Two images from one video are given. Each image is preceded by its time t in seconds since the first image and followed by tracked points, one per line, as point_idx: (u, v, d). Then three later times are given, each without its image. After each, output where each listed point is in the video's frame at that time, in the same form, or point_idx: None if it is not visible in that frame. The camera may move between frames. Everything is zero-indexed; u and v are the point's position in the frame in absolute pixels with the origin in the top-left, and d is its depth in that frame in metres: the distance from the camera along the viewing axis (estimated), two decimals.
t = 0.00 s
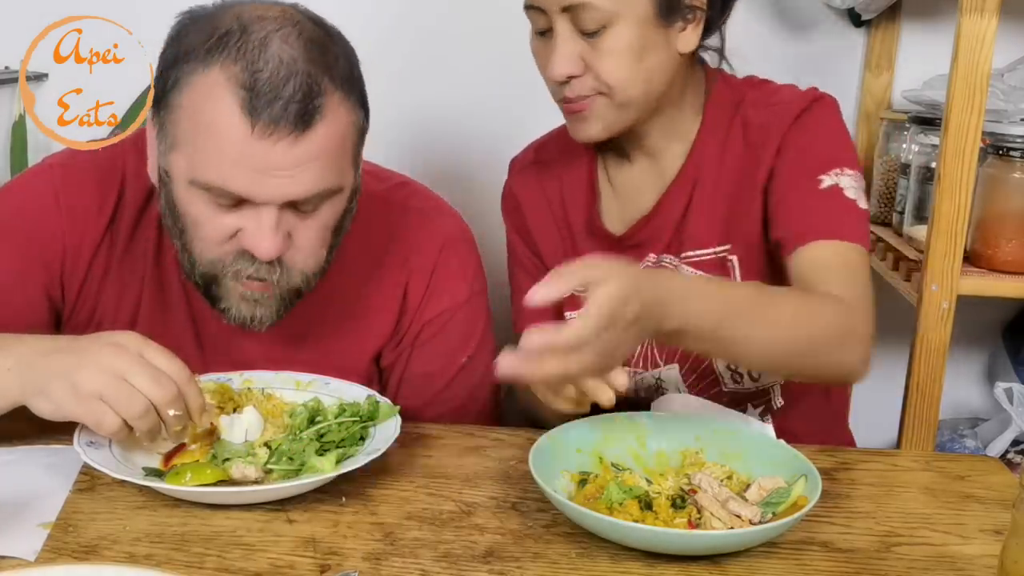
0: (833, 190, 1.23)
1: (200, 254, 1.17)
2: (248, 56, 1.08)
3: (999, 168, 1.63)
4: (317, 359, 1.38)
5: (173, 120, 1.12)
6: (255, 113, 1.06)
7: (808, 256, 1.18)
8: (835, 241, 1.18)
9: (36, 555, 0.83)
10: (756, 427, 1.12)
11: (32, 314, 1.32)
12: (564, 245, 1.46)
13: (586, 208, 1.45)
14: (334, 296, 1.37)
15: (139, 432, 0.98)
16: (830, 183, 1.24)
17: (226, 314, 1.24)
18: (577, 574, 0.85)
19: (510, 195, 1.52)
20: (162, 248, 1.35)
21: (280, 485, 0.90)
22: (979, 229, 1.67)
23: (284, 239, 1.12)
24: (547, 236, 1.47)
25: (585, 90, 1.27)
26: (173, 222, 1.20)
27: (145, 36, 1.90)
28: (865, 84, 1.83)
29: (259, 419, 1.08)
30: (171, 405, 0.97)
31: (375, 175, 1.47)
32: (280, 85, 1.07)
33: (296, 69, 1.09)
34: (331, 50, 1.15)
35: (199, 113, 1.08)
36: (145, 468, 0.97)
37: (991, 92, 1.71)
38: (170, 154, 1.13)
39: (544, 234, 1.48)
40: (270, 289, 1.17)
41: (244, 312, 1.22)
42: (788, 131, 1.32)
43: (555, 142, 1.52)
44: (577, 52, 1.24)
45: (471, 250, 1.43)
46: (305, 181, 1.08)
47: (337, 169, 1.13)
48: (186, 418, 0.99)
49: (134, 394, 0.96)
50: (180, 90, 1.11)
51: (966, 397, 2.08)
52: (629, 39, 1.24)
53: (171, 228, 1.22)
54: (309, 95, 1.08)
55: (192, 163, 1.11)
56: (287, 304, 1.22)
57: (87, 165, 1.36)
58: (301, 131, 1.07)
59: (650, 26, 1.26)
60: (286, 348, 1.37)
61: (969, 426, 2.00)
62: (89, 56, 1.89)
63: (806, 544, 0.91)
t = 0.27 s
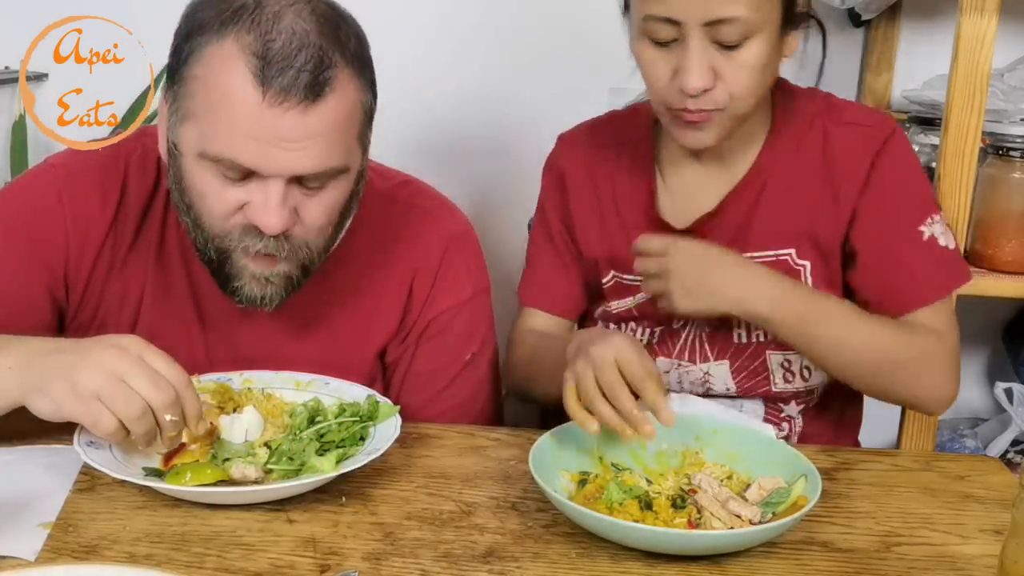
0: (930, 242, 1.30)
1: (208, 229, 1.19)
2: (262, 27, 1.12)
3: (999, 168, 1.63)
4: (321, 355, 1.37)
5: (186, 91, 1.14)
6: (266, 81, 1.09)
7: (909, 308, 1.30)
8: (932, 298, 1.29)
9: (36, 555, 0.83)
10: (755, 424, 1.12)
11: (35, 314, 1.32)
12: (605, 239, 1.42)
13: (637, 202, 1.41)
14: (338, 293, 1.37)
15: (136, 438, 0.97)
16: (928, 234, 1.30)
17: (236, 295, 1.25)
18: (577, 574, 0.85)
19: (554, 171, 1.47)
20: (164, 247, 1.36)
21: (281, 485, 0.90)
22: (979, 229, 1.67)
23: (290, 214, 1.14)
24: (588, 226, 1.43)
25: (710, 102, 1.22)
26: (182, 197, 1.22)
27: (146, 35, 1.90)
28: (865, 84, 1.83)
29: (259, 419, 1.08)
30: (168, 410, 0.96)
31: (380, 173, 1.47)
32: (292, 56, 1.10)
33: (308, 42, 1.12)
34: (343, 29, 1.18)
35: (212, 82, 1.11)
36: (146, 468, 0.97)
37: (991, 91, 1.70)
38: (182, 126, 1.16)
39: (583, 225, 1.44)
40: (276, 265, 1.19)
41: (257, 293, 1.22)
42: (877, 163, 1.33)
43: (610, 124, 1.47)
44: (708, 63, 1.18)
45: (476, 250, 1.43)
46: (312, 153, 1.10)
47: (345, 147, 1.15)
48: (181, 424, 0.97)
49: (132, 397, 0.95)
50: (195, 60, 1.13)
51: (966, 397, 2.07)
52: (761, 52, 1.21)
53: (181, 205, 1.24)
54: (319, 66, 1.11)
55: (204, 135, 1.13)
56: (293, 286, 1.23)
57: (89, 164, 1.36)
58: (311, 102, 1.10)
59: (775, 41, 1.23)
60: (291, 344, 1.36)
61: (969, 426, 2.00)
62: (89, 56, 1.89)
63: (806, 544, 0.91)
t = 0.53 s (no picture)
0: (940, 270, 1.30)
1: (205, 221, 1.20)
2: (257, 18, 1.12)
3: (999, 168, 1.62)
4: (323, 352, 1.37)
5: (184, 83, 1.15)
6: (260, 71, 1.09)
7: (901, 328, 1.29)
8: (928, 324, 1.28)
9: (36, 555, 0.83)
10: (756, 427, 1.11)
11: (37, 312, 1.32)
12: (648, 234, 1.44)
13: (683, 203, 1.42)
14: (341, 290, 1.37)
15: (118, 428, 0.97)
16: (940, 262, 1.31)
17: (230, 285, 1.25)
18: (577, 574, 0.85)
19: (604, 159, 1.48)
20: (166, 246, 1.35)
21: (282, 485, 0.90)
22: (979, 229, 1.67)
23: (285, 206, 1.14)
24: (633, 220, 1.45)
25: (792, 130, 1.23)
26: (181, 189, 1.22)
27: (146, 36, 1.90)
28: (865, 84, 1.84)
29: (259, 419, 1.08)
30: (150, 400, 0.95)
31: (383, 172, 1.47)
32: (287, 46, 1.11)
33: (303, 32, 1.12)
34: (340, 21, 1.18)
35: (208, 73, 1.12)
36: (145, 468, 0.97)
37: (991, 91, 1.71)
38: (180, 118, 1.16)
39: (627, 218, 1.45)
40: (272, 257, 1.19)
41: (250, 282, 1.23)
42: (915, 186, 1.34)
43: (666, 121, 1.49)
44: (793, 89, 1.20)
45: (479, 250, 1.43)
46: (306, 144, 1.11)
47: (341, 140, 1.15)
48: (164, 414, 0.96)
49: (115, 387, 0.95)
50: (193, 51, 1.14)
51: (966, 397, 2.07)
52: (844, 86, 1.23)
53: (180, 197, 1.24)
54: (313, 57, 1.11)
55: (200, 126, 1.13)
56: (289, 277, 1.24)
57: (92, 162, 1.35)
58: (305, 92, 1.10)
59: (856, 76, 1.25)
60: (294, 340, 1.36)
61: (969, 426, 2.00)
62: (89, 56, 1.90)
63: (806, 544, 0.91)
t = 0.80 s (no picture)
0: (953, 289, 1.29)
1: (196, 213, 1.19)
2: (247, 8, 1.13)
3: (999, 168, 1.64)
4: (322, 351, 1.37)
5: (175, 73, 1.15)
6: (249, 61, 1.10)
7: (910, 342, 1.27)
8: (936, 342, 1.27)
9: (36, 555, 0.83)
10: (755, 426, 1.10)
11: (36, 309, 1.32)
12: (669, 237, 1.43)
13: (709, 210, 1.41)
14: (340, 288, 1.37)
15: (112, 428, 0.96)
16: (954, 281, 1.29)
17: (228, 280, 1.26)
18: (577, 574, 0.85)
19: (632, 158, 1.46)
20: (165, 246, 1.35)
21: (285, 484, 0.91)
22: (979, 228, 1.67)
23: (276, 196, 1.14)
24: (657, 221, 1.44)
25: (836, 152, 1.20)
26: (174, 179, 1.22)
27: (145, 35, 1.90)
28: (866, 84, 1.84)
29: (259, 419, 1.08)
30: (145, 401, 0.95)
31: (383, 170, 1.47)
32: (275, 35, 1.11)
33: (292, 23, 1.13)
34: (331, 12, 1.18)
35: (199, 63, 1.12)
36: (145, 468, 0.97)
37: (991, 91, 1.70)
38: (172, 108, 1.17)
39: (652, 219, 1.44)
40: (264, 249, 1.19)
41: (247, 279, 1.24)
42: (939, 203, 1.33)
43: (695, 125, 1.48)
44: (841, 114, 1.16)
45: (476, 250, 1.44)
46: (295, 133, 1.11)
47: (331, 130, 1.15)
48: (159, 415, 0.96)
49: (111, 387, 0.94)
50: (183, 42, 1.14)
51: (966, 397, 2.07)
52: (892, 112, 1.20)
53: (175, 189, 1.23)
54: (302, 47, 1.12)
55: (191, 116, 1.14)
56: (281, 269, 1.23)
57: (92, 163, 1.36)
58: (293, 81, 1.11)
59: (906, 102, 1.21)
60: (293, 338, 1.36)
61: (969, 426, 2.00)
62: (89, 56, 1.90)
63: (806, 544, 0.91)
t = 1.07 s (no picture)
0: (956, 294, 1.24)
1: (193, 197, 1.20)
2: None
3: (999, 168, 1.64)
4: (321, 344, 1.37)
5: (175, 60, 1.17)
6: (246, 44, 1.11)
7: (910, 349, 1.24)
8: (936, 349, 1.23)
9: (36, 555, 0.83)
10: (754, 427, 1.11)
11: (37, 306, 1.31)
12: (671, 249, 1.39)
13: (715, 223, 1.37)
14: (338, 284, 1.37)
15: (125, 436, 0.96)
16: (957, 286, 1.25)
17: (222, 255, 1.23)
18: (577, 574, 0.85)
19: (639, 165, 1.41)
20: (167, 243, 1.35)
21: (283, 484, 0.90)
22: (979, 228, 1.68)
23: (273, 177, 1.16)
24: (658, 231, 1.39)
25: (854, 180, 1.13)
26: (174, 166, 1.23)
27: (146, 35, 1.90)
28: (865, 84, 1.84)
29: (259, 419, 1.08)
30: (155, 408, 0.95)
31: (383, 168, 1.47)
32: (272, 20, 1.14)
33: (289, 9, 1.15)
34: None
35: (198, 48, 1.14)
36: (146, 468, 0.97)
37: (991, 91, 1.70)
38: (173, 93, 1.18)
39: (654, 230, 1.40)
40: (262, 233, 1.19)
41: (241, 251, 1.21)
42: (945, 208, 1.28)
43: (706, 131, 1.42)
44: (861, 141, 1.08)
45: (474, 245, 1.44)
46: (292, 116, 1.13)
47: (327, 114, 1.17)
48: (170, 422, 0.97)
49: (121, 396, 0.94)
50: (183, 29, 1.16)
51: (966, 397, 2.07)
52: (913, 140, 1.12)
53: (175, 174, 1.24)
54: (298, 31, 1.14)
55: (191, 101, 1.15)
56: (279, 254, 1.24)
57: (91, 164, 1.36)
58: (289, 65, 1.12)
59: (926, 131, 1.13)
60: (291, 331, 1.36)
61: (969, 426, 2.00)
62: (89, 56, 1.90)
63: (806, 544, 0.91)
